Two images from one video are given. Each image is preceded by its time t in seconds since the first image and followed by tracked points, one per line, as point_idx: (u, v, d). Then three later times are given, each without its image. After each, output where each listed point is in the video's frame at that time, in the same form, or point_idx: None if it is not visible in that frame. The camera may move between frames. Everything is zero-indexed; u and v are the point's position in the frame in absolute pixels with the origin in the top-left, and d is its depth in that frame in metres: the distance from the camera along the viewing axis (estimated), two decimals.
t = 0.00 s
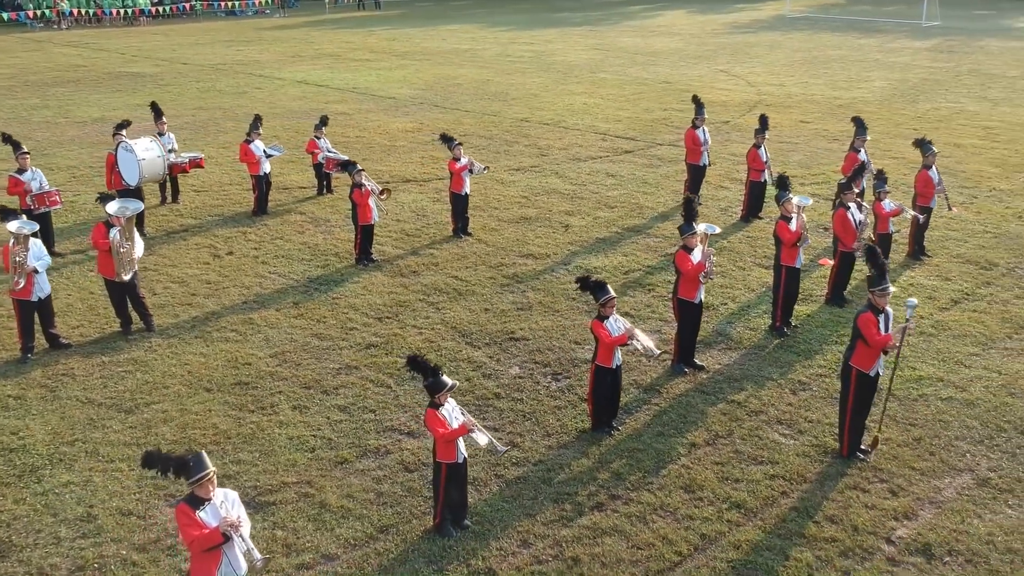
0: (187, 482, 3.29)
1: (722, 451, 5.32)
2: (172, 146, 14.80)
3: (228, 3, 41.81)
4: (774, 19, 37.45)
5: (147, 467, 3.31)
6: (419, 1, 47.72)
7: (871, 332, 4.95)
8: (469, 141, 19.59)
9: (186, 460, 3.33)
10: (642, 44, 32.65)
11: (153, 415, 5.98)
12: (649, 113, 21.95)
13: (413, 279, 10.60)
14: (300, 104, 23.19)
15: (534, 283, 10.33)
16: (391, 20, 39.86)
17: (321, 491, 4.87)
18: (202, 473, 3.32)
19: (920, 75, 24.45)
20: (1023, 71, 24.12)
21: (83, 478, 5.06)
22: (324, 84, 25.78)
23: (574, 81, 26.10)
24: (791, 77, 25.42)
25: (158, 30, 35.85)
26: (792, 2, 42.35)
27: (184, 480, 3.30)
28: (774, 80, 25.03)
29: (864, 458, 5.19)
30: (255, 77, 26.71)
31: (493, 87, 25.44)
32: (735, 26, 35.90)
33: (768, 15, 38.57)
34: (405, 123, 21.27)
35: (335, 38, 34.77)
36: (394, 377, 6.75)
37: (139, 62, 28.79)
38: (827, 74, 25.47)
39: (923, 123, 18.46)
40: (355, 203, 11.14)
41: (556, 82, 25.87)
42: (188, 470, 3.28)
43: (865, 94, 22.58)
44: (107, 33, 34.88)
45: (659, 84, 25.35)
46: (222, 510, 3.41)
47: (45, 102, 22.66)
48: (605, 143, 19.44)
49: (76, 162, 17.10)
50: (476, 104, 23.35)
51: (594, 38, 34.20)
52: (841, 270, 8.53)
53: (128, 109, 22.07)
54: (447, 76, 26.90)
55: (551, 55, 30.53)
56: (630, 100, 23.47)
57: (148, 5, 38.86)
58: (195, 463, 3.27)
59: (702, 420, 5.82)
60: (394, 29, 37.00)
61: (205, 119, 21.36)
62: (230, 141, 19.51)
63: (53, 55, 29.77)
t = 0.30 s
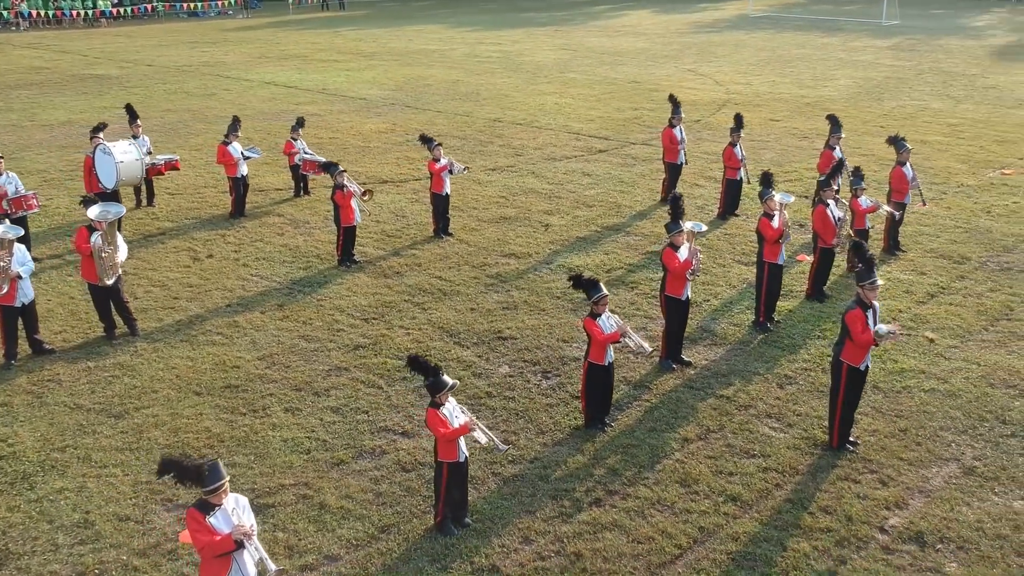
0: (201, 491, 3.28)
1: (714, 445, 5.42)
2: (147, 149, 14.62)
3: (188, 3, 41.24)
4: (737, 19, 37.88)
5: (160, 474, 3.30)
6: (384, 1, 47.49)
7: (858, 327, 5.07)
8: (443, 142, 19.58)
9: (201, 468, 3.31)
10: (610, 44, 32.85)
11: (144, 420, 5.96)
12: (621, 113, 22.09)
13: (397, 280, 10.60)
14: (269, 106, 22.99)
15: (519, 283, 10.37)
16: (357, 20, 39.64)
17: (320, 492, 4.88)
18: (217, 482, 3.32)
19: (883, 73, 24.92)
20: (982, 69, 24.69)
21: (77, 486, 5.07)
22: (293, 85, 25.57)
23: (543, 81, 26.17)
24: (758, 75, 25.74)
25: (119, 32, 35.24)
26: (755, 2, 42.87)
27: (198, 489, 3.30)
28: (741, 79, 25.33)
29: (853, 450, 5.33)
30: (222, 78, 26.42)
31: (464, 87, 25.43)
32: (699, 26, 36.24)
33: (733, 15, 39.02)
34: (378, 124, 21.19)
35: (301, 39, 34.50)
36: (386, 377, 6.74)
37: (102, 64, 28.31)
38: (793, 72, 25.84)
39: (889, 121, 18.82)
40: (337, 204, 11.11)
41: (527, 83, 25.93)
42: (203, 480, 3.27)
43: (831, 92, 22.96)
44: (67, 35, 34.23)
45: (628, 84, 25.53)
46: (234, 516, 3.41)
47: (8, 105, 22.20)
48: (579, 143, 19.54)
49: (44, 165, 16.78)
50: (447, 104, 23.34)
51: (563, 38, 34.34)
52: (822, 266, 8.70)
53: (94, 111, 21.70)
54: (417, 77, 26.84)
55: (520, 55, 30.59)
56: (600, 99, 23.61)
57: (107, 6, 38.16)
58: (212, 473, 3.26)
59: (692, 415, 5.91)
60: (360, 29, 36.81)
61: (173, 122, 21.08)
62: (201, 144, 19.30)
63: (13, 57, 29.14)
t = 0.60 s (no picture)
0: (229, 493, 3.32)
1: (721, 442, 5.48)
2: (139, 151, 14.52)
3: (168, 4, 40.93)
4: (718, 19, 38.08)
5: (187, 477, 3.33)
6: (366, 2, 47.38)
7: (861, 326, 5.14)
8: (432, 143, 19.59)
9: (228, 471, 3.34)
10: (593, 44, 32.92)
11: (151, 423, 5.95)
12: (608, 113, 22.18)
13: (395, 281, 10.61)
14: (255, 107, 22.91)
15: (518, 283, 10.40)
16: (340, 21, 39.54)
17: (332, 493, 4.91)
18: (244, 485, 3.35)
19: (864, 72, 25.13)
20: (961, 68, 24.96)
21: (88, 490, 5.08)
22: (278, 87, 25.48)
23: (528, 81, 26.22)
24: (741, 75, 25.89)
25: (99, 33, 34.92)
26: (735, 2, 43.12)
27: (225, 491, 3.33)
28: (725, 79, 25.47)
29: (857, 446, 5.41)
30: (206, 80, 26.28)
31: (449, 88, 25.44)
32: (681, 26, 36.41)
33: (714, 15, 39.22)
34: (366, 125, 21.17)
35: (284, 40, 34.37)
36: (391, 378, 6.75)
37: (83, 66, 28.06)
38: (776, 72, 26.02)
39: (873, 120, 19.02)
40: (334, 206, 11.12)
41: (513, 83, 25.97)
42: (230, 482, 3.31)
43: (815, 91, 23.15)
44: (45, 36, 33.89)
45: (614, 84, 25.63)
46: (261, 516, 3.45)
47: None
48: (568, 143, 19.60)
49: (32, 168, 16.63)
50: (434, 105, 23.35)
51: (546, 39, 34.42)
52: (817, 264, 8.79)
53: (78, 114, 21.53)
54: (402, 78, 26.82)
55: (504, 56, 30.63)
56: (587, 100, 23.69)
57: (86, 8, 37.82)
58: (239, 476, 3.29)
59: (697, 413, 5.97)
60: (343, 30, 36.73)
61: (160, 124, 20.96)
62: (189, 146, 19.20)
63: None
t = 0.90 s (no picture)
0: (266, 492, 3.37)
1: (736, 441, 5.52)
2: (142, 152, 14.50)
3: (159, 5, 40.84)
4: (709, 19, 38.18)
5: (224, 476, 3.38)
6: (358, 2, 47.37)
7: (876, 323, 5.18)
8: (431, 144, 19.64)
9: (265, 470, 3.40)
10: (585, 44, 32.96)
11: (168, 424, 5.98)
12: (604, 113, 22.24)
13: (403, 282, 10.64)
14: (251, 108, 22.91)
15: (525, 283, 10.43)
16: (334, 21, 39.55)
17: (353, 493, 4.95)
18: (280, 484, 3.41)
19: (857, 72, 25.23)
20: (953, 68, 25.08)
21: (109, 491, 5.11)
22: (273, 87, 25.48)
23: (522, 82, 26.27)
24: (735, 75, 25.96)
25: (91, 34, 34.85)
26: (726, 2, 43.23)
27: (262, 490, 3.39)
28: (719, 79, 25.54)
29: (871, 443, 5.45)
30: (202, 81, 26.27)
31: (444, 88, 25.49)
32: (672, 26, 36.49)
33: (705, 14, 39.31)
34: (363, 126, 21.20)
35: (278, 40, 34.36)
36: (404, 378, 6.78)
37: (76, 67, 28.00)
38: (769, 72, 26.11)
39: (869, 120, 19.11)
40: (342, 207, 11.13)
41: (508, 84, 26.02)
42: (267, 482, 3.36)
43: (809, 91, 23.25)
44: (37, 37, 33.79)
45: (609, 84, 25.70)
46: (295, 516, 3.50)
47: None
48: (566, 143, 19.65)
49: (31, 169, 16.61)
50: (430, 105, 23.39)
51: (540, 39, 34.48)
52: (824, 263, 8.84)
53: (75, 115, 21.50)
54: (397, 78, 26.84)
55: (497, 56, 30.67)
56: (583, 100, 23.74)
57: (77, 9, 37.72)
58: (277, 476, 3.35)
59: (712, 411, 6.00)
60: (336, 30, 36.73)
61: (158, 125, 20.94)
62: (189, 147, 19.20)
63: None
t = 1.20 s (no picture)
0: (297, 494, 3.40)
1: (747, 438, 5.57)
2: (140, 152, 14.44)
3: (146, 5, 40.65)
4: (696, 19, 38.26)
5: (254, 478, 3.41)
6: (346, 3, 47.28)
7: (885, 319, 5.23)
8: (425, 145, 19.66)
9: (295, 472, 3.42)
10: (574, 45, 33.02)
11: (181, 425, 6.00)
12: (597, 113, 22.28)
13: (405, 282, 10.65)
14: (244, 109, 22.88)
15: (527, 283, 10.47)
16: (323, 22, 39.48)
17: (370, 493, 4.98)
18: (310, 485, 3.44)
19: (845, 72, 25.35)
20: (940, 67, 25.22)
21: (125, 493, 5.13)
22: (265, 88, 25.43)
23: (512, 82, 26.29)
24: (725, 75, 26.05)
25: (79, 35, 34.69)
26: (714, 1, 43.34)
27: (292, 492, 3.41)
28: (710, 79, 25.62)
29: (880, 439, 5.51)
30: (193, 82, 26.20)
31: (436, 89, 25.50)
32: (660, 26, 36.56)
33: (693, 15, 39.40)
34: (357, 127, 21.19)
35: (267, 41, 34.29)
36: (413, 378, 6.82)
37: (65, 68, 27.86)
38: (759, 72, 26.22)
39: (860, 119, 19.22)
40: (346, 207, 11.14)
41: (500, 84, 26.05)
42: (298, 483, 3.39)
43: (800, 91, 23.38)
44: (24, 38, 33.60)
45: (601, 84, 25.77)
46: (324, 516, 3.53)
47: None
48: (560, 143, 19.69)
49: (26, 171, 16.54)
50: (423, 106, 23.41)
51: (529, 39, 34.53)
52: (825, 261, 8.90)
53: (67, 117, 21.42)
54: (388, 79, 26.84)
55: (488, 57, 30.68)
56: (575, 100, 23.78)
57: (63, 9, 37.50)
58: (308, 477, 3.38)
59: (721, 409, 6.05)
60: (326, 31, 36.69)
61: (151, 126, 20.88)
62: (184, 149, 19.16)
63: None
